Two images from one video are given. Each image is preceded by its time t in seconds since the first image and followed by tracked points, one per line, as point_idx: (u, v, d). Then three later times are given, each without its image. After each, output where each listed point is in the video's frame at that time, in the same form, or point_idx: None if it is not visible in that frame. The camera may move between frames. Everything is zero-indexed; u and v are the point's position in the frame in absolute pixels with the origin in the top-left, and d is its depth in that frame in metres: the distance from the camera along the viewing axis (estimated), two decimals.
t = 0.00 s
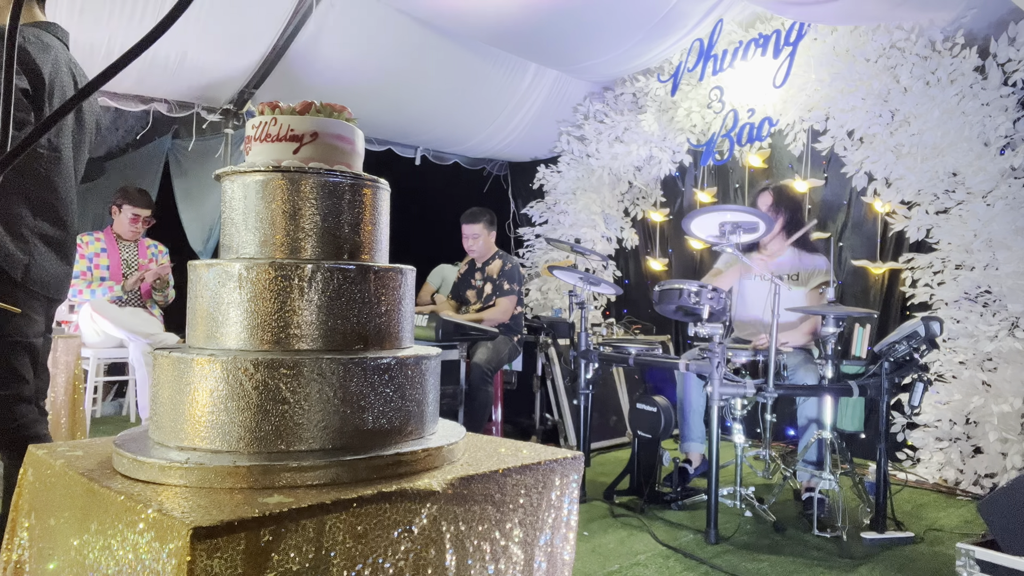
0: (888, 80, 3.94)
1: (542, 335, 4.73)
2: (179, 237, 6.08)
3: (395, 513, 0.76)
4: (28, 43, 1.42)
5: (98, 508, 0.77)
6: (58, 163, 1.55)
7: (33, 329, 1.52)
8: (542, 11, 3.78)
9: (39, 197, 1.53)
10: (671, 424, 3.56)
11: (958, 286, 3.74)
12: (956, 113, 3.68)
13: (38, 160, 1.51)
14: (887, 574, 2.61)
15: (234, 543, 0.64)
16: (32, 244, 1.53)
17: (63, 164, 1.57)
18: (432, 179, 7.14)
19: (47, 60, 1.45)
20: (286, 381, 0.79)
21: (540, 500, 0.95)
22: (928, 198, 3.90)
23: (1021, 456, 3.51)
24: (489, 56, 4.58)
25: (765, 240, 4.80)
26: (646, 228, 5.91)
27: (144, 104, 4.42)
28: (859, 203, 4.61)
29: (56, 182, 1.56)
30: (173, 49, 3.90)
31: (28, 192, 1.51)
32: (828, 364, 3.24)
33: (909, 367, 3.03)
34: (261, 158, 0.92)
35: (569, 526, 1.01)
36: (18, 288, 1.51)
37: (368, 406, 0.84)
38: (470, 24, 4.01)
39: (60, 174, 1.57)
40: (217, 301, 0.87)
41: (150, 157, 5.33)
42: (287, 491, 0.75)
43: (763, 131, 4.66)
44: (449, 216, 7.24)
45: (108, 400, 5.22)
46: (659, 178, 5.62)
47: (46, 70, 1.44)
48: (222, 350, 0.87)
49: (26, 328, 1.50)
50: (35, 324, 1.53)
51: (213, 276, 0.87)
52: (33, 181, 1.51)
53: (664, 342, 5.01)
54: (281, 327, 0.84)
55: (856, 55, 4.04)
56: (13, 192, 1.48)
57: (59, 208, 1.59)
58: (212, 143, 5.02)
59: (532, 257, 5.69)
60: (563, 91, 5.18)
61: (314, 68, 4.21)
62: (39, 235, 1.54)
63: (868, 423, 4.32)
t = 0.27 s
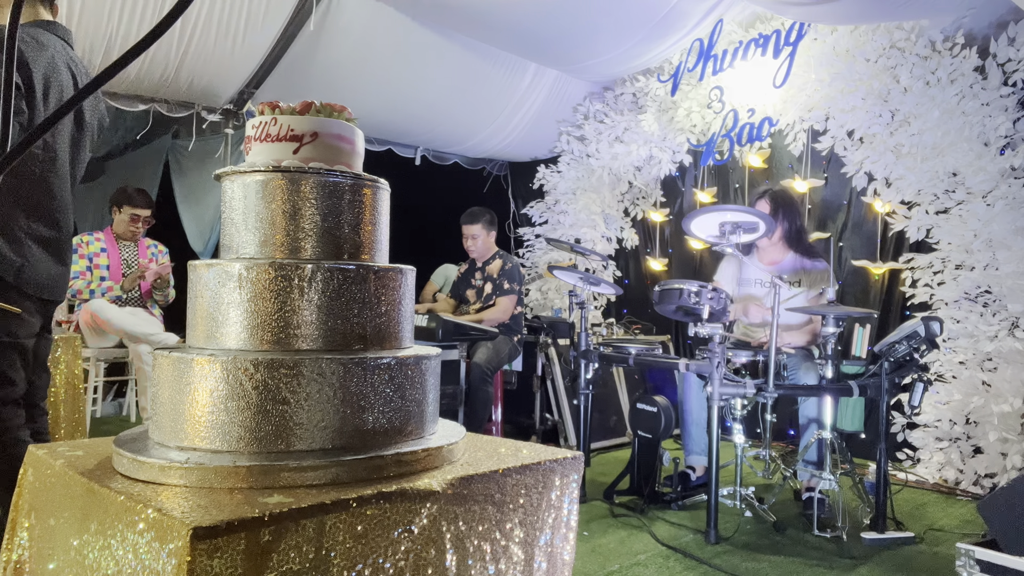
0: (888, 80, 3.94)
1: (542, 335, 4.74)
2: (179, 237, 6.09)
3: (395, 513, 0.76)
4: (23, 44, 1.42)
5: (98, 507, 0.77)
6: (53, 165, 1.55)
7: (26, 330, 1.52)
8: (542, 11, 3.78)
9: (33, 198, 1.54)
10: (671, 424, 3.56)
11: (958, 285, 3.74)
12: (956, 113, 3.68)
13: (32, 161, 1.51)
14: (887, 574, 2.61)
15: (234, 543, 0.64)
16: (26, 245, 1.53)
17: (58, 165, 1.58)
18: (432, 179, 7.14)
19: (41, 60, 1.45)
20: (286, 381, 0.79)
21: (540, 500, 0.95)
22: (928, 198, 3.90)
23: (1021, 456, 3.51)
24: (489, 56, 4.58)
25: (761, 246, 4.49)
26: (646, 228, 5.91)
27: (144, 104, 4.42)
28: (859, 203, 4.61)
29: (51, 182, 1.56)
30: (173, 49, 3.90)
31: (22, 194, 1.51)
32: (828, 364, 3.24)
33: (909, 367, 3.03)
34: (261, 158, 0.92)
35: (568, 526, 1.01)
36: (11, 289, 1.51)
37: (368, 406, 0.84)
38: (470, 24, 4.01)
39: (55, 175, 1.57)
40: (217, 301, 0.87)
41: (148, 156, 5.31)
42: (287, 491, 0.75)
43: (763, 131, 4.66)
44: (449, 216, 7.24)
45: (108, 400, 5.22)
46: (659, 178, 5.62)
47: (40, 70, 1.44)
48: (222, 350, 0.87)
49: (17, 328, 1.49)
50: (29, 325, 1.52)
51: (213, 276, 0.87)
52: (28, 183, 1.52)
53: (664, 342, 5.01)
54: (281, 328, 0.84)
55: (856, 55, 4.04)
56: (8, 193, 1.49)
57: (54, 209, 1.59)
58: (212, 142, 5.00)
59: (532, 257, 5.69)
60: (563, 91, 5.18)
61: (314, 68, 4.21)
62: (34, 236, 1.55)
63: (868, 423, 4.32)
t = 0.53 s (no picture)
0: (888, 80, 3.94)
1: (542, 335, 4.74)
2: (179, 237, 6.09)
3: (395, 513, 0.76)
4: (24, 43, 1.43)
5: (98, 508, 0.77)
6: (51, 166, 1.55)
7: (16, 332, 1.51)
8: (542, 10, 3.77)
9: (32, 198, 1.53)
10: (671, 424, 3.56)
11: (958, 285, 3.74)
12: (956, 113, 3.68)
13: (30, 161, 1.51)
14: (887, 574, 2.61)
15: (234, 543, 0.64)
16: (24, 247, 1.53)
17: (56, 166, 1.57)
18: (432, 179, 7.14)
19: (38, 62, 1.46)
20: (286, 381, 0.79)
21: (540, 500, 0.95)
22: (928, 198, 3.90)
23: (1021, 456, 3.51)
24: (488, 56, 4.57)
25: (760, 246, 4.49)
26: (646, 228, 5.91)
27: (144, 104, 4.41)
28: (859, 203, 4.61)
29: (48, 185, 1.56)
30: (173, 49, 3.90)
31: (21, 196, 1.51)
32: (828, 363, 3.24)
33: (909, 367, 3.03)
34: (261, 158, 0.92)
35: (569, 526, 1.01)
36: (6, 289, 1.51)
37: (368, 406, 0.84)
38: (470, 23, 4.00)
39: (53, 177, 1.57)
40: (217, 301, 0.87)
41: (149, 155, 5.33)
42: (287, 491, 0.75)
43: (763, 131, 4.66)
44: (449, 216, 7.24)
45: (108, 400, 5.22)
46: (659, 178, 5.61)
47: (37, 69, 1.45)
48: (222, 350, 0.87)
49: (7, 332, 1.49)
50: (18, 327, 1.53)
51: (213, 276, 0.87)
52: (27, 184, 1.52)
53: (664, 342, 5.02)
54: (280, 327, 0.84)
55: (856, 55, 4.04)
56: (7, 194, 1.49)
57: (53, 211, 1.59)
58: (213, 142, 5.01)
59: (532, 257, 5.69)
60: (563, 91, 5.18)
61: (314, 68, 4.21)
62: (30, 237, 1.55)
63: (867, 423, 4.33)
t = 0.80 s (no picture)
0: (888, 80, 3.94)
1: (542, 335, 4.74)
2: (179, 237, 6.09)
3: (395, 513, 0.76)
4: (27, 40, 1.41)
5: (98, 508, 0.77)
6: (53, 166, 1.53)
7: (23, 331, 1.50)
8: (542, 11, 3.77)
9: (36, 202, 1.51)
10: (671, 424, 3.55)
11: (958, 285, 3.74)
12: (956, 113, 3.68)
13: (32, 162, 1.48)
14: (887, 574, 2.61)
15: (234, 543, 0.64)
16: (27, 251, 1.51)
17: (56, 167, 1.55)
18: (432, 179, 7.14)
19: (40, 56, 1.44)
20: (286, 381, 0.79)
21: (540, 500, 0.95)
22: (928, 198, 3.91)
23: (1021, 456, 3.51)
24: (488, 56, 4.57)
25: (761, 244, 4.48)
26: (646, 228, 5.91)
27: (144, 104, 4.42)
28: (859, 203, 4.61)
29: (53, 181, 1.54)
30: (173, 49, 3.90)
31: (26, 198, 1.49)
32: (828, 364, 3.24)
33: (909, 367, 3.03)
34: (261, 158, 0.92)
35: (568, 526, 1.01)
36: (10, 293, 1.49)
37: (368, 406, 0.84)
38: (471, 23, 4.01)
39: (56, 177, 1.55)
40: (217, 301, 0.87)
41: (149, 156, 5.31)
42: (287, 491, 0.75)
43: (763, 131, 4.66)
44: (449, 216, 7.24)
45: (108, 400, 5.22)
46: (659, 178, 5.61)
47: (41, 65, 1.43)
48: (222, 350, 0.87)
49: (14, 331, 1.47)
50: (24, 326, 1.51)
51: (213, 276, 0.87)
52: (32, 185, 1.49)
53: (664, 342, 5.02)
54: (280, 327, 0.84)
55: (856, 55, 4.04)
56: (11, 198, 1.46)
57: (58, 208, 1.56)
58: (211, 142, 4.95)
59: (532, 257, 5.69)
60: (563, 91, 5.18)
61: (314, 68, 4.21)
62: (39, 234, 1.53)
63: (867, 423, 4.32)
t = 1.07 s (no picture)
0: (888, 80, 3.94)
1: (542, 335, 4.74)
2: (179, 237, 6.09)
3: (396, 513, 0.76)
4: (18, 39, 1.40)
5: (98, 507, 0.77)
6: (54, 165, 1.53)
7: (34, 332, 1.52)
8: (542, 10, 3.77)
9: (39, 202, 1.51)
10: (671, 424, 3.56)
11: (958, 286, 3.74)
12: (956, 113, 3.68)
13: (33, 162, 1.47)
14: (887, 574, 2.61)
15: (234, 543, 0.64)
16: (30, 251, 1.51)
17: (58, 166, 1.54)
18: (432, 179, 7.14)
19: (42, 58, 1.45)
20: (286, 381, 0.79)
21: (540, 500, 0.95)
22: (928, 198, 3.91)
23: (1021, 456, 3.51)
24: (489, 56, 4.57)
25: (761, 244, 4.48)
26: (646, 228, 5.91)
27: (144, 104, 4.42)
28: (859, 203, 4.61)
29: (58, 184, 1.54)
30: (173, 49, 3.91)
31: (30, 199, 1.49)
32: (828, 364, 3.24)
33: (909, 367, 3.03)
34: (262, 158, 0.92)
35: (569, 526, 1.01)
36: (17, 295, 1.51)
37: (369, 406, 0.84)
38: (471, 24, 4.00)
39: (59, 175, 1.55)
40: (217, 301, 0.87)
41: (148, 156, 5.26)
42: (287, 491, 0.75)
43: (763, 131, 4.66)
44: (449, 216, 7.24)
45: (108, 400, 5.22)
46: (659, 178, 5.61)
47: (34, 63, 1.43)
48: (222, 350, 0.87)
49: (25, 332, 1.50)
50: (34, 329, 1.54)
51: (213, 276, 0.87)
52: (34, 186, 1.49)
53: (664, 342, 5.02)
54: (281, 327, 0.84)
55: (856, 54, 4.04)
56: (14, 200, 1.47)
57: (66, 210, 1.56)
58: (212, 142, 4.98)
59: (532, 257, 5.69)
60: (563, 91, 5.18)
61: (314, 68, 4.21)
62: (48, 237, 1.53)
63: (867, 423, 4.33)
